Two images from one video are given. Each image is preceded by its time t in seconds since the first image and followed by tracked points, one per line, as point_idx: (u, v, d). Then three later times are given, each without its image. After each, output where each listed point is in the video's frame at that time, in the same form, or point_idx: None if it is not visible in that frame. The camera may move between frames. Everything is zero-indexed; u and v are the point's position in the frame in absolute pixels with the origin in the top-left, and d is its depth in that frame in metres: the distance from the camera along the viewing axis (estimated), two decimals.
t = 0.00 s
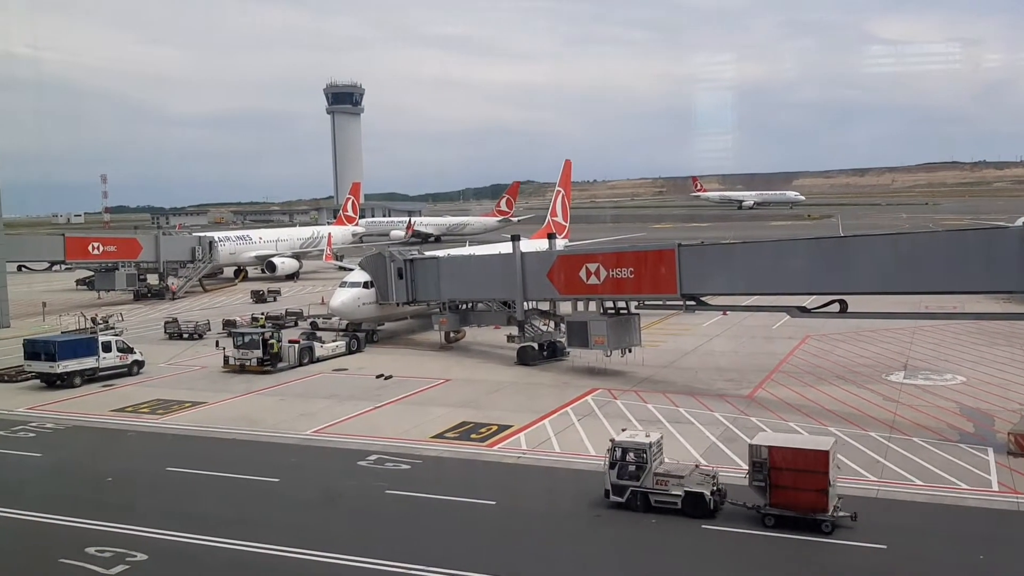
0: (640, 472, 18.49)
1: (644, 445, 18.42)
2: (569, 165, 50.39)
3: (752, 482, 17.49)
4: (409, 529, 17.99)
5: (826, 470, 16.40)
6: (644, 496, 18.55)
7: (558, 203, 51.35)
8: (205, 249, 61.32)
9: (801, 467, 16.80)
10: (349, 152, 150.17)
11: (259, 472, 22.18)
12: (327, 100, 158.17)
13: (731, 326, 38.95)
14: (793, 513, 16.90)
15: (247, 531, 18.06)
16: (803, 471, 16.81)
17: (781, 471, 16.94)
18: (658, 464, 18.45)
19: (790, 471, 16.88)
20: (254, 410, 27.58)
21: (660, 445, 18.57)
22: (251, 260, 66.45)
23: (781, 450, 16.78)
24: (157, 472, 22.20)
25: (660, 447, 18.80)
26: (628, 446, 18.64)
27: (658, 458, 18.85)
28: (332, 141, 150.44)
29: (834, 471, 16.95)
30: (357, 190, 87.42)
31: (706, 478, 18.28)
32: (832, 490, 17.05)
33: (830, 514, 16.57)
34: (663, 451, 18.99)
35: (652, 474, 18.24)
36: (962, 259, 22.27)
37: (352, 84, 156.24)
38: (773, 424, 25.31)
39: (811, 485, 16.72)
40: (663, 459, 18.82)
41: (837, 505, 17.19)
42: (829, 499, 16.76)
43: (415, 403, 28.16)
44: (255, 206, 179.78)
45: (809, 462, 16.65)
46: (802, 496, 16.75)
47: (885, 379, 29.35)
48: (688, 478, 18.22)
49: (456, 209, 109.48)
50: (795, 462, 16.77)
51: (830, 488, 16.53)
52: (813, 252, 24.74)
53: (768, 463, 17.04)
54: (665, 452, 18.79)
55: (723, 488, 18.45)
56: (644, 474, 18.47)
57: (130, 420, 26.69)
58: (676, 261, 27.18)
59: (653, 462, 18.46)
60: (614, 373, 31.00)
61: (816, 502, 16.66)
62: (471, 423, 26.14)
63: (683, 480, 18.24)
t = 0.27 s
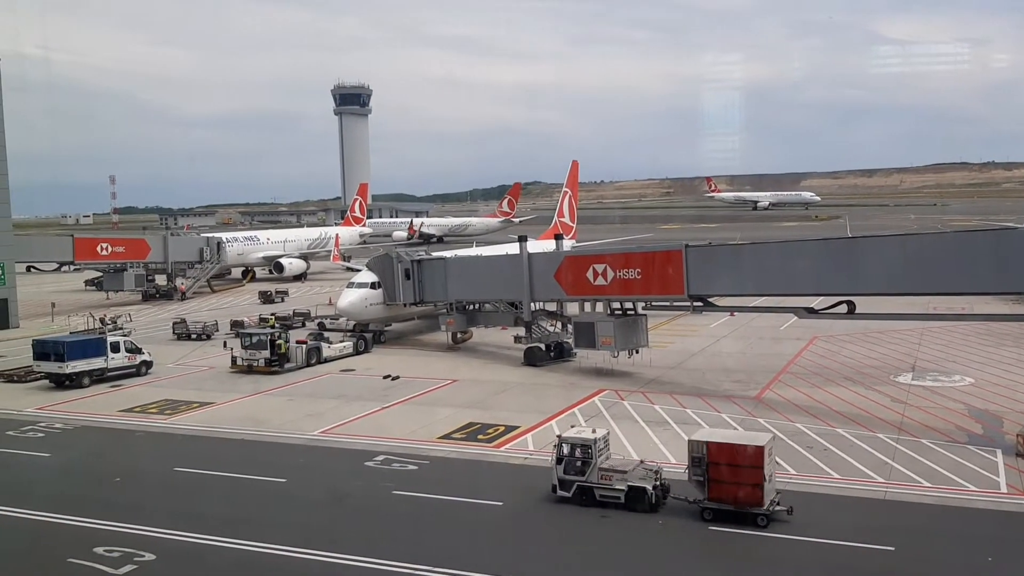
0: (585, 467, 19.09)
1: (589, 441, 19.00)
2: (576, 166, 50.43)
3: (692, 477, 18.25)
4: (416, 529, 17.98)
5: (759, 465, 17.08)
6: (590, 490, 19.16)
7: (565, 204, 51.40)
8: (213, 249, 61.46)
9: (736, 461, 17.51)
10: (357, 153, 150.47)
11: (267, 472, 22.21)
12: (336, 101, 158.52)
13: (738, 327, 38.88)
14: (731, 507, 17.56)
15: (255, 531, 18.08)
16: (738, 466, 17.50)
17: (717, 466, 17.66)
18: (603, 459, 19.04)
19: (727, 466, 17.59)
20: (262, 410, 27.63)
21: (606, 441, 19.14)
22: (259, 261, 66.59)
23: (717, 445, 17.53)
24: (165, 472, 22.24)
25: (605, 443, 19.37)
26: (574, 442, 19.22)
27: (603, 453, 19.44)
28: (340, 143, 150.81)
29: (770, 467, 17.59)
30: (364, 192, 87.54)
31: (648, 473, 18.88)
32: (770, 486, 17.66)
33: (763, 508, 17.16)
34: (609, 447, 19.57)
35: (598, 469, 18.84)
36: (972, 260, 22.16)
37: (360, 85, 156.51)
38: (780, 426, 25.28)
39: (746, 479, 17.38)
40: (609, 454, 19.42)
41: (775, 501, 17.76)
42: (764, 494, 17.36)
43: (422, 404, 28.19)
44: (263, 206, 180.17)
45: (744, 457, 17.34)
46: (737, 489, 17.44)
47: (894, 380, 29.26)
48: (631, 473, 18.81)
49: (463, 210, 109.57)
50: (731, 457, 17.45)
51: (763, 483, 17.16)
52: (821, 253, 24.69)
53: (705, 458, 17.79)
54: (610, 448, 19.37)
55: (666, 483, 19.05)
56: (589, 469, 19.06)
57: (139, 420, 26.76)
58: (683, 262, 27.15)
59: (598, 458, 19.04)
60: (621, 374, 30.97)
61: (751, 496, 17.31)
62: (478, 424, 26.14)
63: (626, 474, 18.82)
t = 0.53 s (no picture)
0: (535, 463, 19.75)
1: (538, 438, 19.67)
2: (584, 167, 50.45)
3: (635, 472, 18.76)
4: (424, 531, 18.00)
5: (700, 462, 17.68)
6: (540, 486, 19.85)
7: (573, 206, 51.42)
8: (222, 251, 61.62)
9: (677, 457, 18.08)
10: (365, 155, 150.68)
11: (275, 473, 22.27)
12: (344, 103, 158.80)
13: (747, 329, 38.82)
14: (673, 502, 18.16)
15: (263, 532, 18.12)
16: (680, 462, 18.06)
17: (659, 462, 18.18)
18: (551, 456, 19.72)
19: (668, 462, 18.14)
20: (270, 411, 27.69)
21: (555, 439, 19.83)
22: (267, 262, 66.74)
23: (659, 442, 18.06)
24: (174, 473, 22.30)
25: (554, 440, 20.05)
26: (524, 439, 19.89)
27: (552, 450, 20.13)
28: (348, 144, 151.06)
29: (711, 463, 18.20)
30: (372, 193, 87.70)
31: (595, 469, 19.62)
32: (710, 481, 18.30)
33: (703, 503, 17.81)
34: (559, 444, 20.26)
35: (547, 465, 19.54)
36: (981, 261, 22.10)
37: (368, 87, 156.90)
38: (788, 428, 25.22)
39: (687, 475, 17.98)
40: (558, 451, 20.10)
41: (716, 495, 18.41)
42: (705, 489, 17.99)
43: (430, 405, 28.22)
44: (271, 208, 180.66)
45: (685, 454, 17.91)
46: (678, 485, 18.05)
47: (902, 383, 29.19)
48: (578, 469, 19.53)
49: (470, 212, 109.63)
50: (673, 453, 18.03)
51: (703, 479, 17.79)
52: (830, 255, 24.64)
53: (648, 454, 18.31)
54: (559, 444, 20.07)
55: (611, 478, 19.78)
56: (538, 465, 19.73)
57: (148, 421, 26.85)
58: (691, 263, 27.14)
59: (547, 454, 19.73)
60: (629, 376, 30.96)
61: (691, 491, 17.92)
62: (485, 425, 26.15)
63: (573, 471, 19.55)
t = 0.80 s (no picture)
0: (486, 458, 20.29)
1: (490, 434, 20.22)
2: (592, 167, 50.43)
3: (582, 468, 19.38)
4: (432, 531, 18.00)
5: (643, 458, 18.36)
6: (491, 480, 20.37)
7: (581, 207, 51.40)
8: (230, 251, 61.77)
9: (620, 453, 18.76)
10: (372, 156, 150.86)
11: (283, 473, 22.31)
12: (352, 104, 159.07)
13: (755, 330, 38.75)
14: (617, 496, 18.80)
15: (271, 532, 18.15)
16: (623, 457, 18.74)
17: (605, 457, 18.85)
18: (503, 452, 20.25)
19: (613, 457, 18.81)
20: (278, 411, 27.75)
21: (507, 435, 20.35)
22: (275, 262, 66.85)
23: (605, 438, 18.74)
24: (182, 473, 22.36)
25: (506, 436, 20.59)
26: (477, 436, 20.45)
27: (505, 446, 20.65)
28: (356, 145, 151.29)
29: (654, 459, 18.87)
30: (380, 194, 87.83)
31: (544, 465, 20.11)
32: (654, 477, 18.96)
33: (645, 497, 18.47)
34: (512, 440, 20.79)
35: (498, 461, 20.09)
36: (990, 262, 22.00)
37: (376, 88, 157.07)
38: (797, 429, 25.16)
39: (630, 470, 18.65)
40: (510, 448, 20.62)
41: (659, 490, 19.07)
42: (648, 483, 18.66)
43: (438, 405, 28.23)
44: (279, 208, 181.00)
45: (630, 449, 18.58)
46: (622, 479, 18.69)
47: (911, 384, 29.10)
48: (528, 465, 20.04)
49: (478, 213, 109.68)
50: (617, 448, 18.72)
51: (645, 473, 18.45)
52: (839, 256, 24.57)
53: (593, 450, 18.97)
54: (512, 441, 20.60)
55: (562, 473, 20.28)
56: (489, 460, 20.28)
57: (156, 421, 26.93)
58: (699, 264, 27.11)
59: (498, 450, 20.26)
60: (637, 377, 30.92)
61: (634, 486, 18.58)
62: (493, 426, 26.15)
63: (523, 466, 20.08)
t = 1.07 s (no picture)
0: (440, 454, 20.83)
1: (444, 431, 20.77)
2: (599, 168, 50.45)
3: (531, 464, 20.02)
4: (438, 532, 18.01)
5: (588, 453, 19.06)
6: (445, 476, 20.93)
7: (587, 208, 51.39)
8: (238, 252, 61.90)
9: (567, 448, 19.46)
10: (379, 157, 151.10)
11: (290, 474, 22.35)
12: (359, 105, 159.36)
13: (762, 332, 38.69)
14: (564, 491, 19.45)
15: (277, 532, 18.17)
16: (570, 452, 19.43)
17: (553, 453, 19.52)
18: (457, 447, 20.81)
19: (560, 452, 19.49)
20: (285, 412, 27.80)
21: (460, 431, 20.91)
22: (282, 263, 66.96)
23: (552, 435, 19.44)
24: (189, 473, 22.40)
25: (459, 433, 21.17)
26: (431, 432, 21.00)
27: (458, 442, 21.21)
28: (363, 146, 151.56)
29: (600, 455, 19.56)
30: (387, 194, 87.97)
31: (496, 460, 20.68)
32: (599, 473, 19.61)
33: (590, 491, 19.12)
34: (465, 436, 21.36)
35: (452, 456, 20.64)
36: (999, 264, 21.93)
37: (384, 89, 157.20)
38: (804, 431, 25.11)
39: (576, 465, 19.33)
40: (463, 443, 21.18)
41: (605, 485, 19.75)
42: (593, 478, 19.32)
43: (444, 406, 28.26)
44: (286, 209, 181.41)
45: (577, 445, 19.29)
46: (568, 474, 19.36)
47: (918, 387, 29.02)
48: (480, 460, 20.61)
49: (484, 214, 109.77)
50: (564, 443, 19.43)
51: (590, 468, 19.12)
52: (847, 258, 24.51)
53: (541, 446, 19.65)
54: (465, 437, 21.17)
55: (514, 469, 20.84)
56: (443, 456, 20.83)
57: (163, 421, 27.01)
58: (706, 266, 27.09)
59: (452, 446, 20.81)
60: (643, 379, 30.89)
61: (579, 480, 19.25)
62: (499, 427, 26.16)
63: (475, 461, 20.61)
